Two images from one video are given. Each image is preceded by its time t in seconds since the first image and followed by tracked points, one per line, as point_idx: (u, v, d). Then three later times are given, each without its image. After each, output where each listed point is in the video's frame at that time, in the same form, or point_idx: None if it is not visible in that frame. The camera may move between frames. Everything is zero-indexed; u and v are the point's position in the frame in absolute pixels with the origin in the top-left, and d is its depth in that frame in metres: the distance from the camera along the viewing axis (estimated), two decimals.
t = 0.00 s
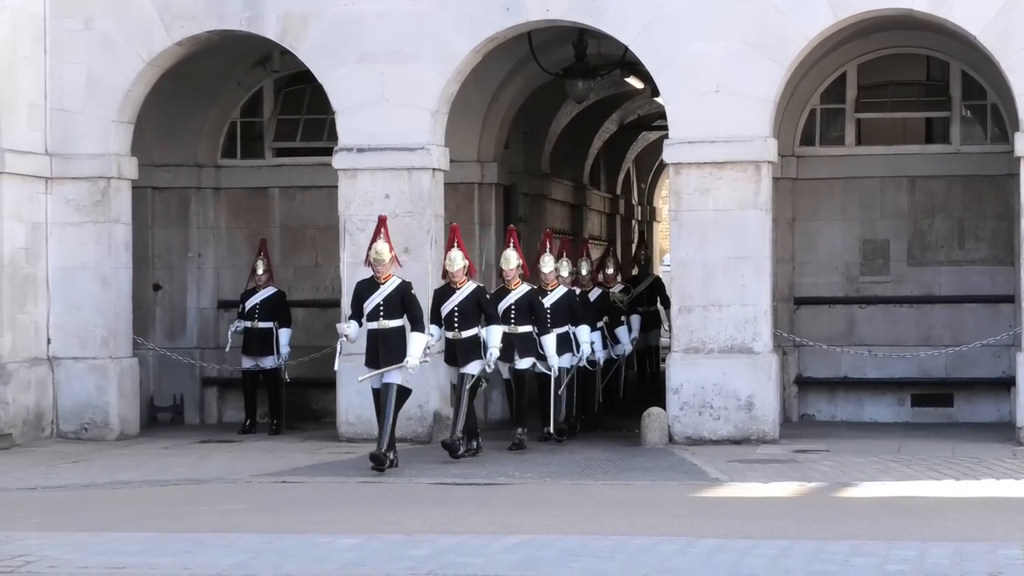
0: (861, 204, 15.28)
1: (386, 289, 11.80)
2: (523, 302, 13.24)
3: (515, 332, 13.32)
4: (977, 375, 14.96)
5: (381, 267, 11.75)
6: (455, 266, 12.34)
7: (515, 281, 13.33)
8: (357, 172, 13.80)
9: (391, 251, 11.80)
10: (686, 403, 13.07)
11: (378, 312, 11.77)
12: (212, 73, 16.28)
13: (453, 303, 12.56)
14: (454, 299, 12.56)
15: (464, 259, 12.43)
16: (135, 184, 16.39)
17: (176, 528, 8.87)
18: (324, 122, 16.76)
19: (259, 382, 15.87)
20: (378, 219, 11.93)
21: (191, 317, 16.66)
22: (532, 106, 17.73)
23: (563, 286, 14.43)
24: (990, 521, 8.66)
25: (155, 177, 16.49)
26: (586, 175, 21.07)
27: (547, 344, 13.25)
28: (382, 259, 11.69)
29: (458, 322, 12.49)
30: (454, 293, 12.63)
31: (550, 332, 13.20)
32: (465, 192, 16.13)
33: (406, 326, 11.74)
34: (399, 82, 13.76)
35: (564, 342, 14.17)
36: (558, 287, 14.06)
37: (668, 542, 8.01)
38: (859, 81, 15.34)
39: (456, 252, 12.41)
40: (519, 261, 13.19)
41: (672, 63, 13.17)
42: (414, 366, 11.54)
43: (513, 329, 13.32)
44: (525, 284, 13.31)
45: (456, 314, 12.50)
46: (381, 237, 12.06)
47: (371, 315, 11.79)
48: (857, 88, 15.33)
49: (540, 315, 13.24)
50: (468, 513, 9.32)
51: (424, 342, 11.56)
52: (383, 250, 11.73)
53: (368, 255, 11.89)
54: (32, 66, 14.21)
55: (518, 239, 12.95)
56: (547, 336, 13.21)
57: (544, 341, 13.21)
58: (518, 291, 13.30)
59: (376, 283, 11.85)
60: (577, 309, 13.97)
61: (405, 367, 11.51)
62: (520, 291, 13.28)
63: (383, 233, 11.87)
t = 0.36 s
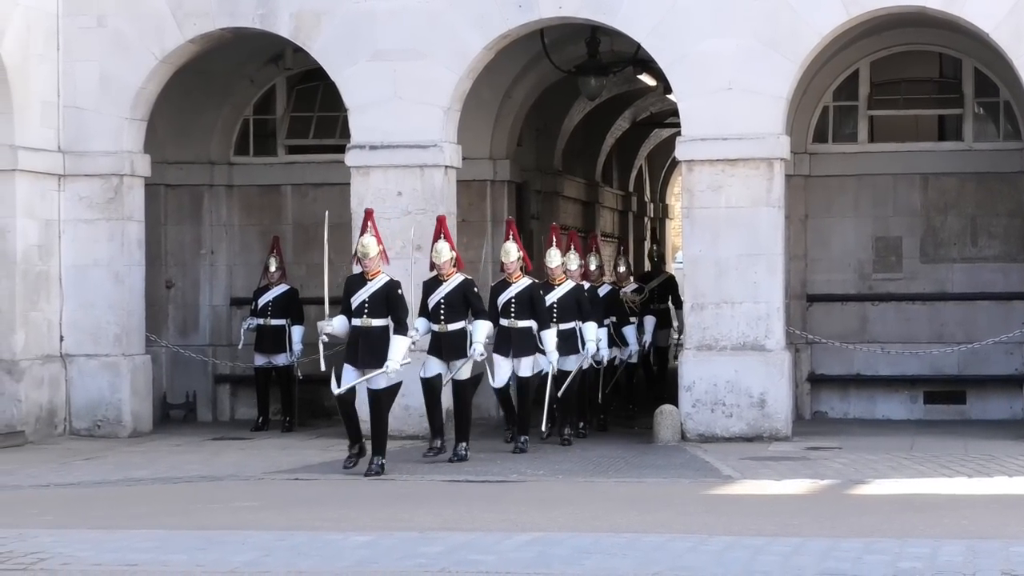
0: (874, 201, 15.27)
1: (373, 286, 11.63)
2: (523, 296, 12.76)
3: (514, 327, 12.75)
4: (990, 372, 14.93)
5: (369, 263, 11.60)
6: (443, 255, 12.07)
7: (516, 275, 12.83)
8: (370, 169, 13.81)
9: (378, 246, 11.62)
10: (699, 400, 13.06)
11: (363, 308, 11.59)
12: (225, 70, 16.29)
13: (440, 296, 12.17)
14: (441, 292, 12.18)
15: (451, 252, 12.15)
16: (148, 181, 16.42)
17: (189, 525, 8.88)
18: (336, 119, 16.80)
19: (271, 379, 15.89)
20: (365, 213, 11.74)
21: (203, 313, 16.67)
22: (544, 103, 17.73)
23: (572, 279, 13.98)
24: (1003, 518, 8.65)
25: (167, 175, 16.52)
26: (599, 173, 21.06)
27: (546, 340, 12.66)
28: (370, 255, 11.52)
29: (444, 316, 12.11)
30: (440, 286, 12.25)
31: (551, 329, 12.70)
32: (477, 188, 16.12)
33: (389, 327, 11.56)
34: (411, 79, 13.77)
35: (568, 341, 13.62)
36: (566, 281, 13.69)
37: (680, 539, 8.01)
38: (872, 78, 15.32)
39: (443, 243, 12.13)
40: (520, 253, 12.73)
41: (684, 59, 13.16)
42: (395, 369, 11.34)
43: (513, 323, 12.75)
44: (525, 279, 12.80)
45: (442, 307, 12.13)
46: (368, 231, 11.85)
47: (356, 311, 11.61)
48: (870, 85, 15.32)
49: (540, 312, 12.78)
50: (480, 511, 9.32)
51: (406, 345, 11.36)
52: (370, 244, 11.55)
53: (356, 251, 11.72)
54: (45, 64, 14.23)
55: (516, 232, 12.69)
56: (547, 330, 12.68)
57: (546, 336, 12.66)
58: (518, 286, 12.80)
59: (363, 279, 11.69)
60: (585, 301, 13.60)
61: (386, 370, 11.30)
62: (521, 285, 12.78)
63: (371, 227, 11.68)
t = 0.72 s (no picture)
0: (884, 199, 15.25)
1: (341, 289, 11.28)
2: (513, 301, 12.52)
3: (506, 333, 12.53)
4: (1001, 370, 14.93)
5: (336, 266, 11.25)
6: (421, 259, 11.68)
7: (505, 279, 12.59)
8: (380, 168, 13.81)
9: (346, 249, 11.29)
10: (709, 399, 13.06)
11: (335, 314, 11.25)
12: (235, 68, 16.29)
13: (416, 301, 11.84)
14: (417, 297, 11.84)
15: (429, 256, 11.79)
16: (158, 179, 16.46)
17: (199, 524, 8.88)
18: (346, 117, 16.80)
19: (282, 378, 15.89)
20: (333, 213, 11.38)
21: (214, 311, 16.68)
22: (554, 102, 17.72)
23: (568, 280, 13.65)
24: (1014, 517, 8.63)
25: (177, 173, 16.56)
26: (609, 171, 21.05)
27: (542, 345, 12.80)
28: (336, 258, 11.19)
29: (422, 320, 11.79)
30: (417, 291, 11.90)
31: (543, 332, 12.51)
32: (487, 187, 16.11)
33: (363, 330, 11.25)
34: (420, 78, 13.76)
35: (566, 344, 13.30)
36: (561, 284, 13.31)
37: (690, 537, 8.01)
38: (882, 76, 15.30)
39: (421, 247, 11.76)
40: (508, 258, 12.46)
41: (693, 58, 13.15)
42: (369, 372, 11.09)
43: (503, 329, 12.52)
44: (515, 283, 12.57)
45: (420, 312, 11.81)
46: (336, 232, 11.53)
47: (328, 317, 11.28)
48: (880, 83, 15.30)
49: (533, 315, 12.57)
50: (489, 509, 9.31)
51: (379, 346, 11.08)
52: (337, 247, 11.21)
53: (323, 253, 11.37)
54: (55, 62, 14.24)
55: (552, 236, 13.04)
56: (542, 336, 12.80)
57: (583, 328, 13.05)
58: (508, 290, 12.57)
59: (332, 282, 11.34)
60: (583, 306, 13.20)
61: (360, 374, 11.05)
62: (511, 289, 12.55)
63: (337, 228, 11.34)
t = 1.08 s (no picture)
0: (892, 199, 15.24)
1: (320, 287, 11.11)
2: (506, 301, 12.14)
3: (496, 333, 12.08)
4: (1009, 370, 14.91)
5: (313, 263, 11.06)
6: (404, 258, 11.31)
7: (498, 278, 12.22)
8: (388, 167, 13.81)
9: (323, 244, 11.08)
10: (717, 398, 13.06)
11: (312, 311, 11.08)
12: (244, 67, 16.30)
13: (400, 302, 11.43)
14: (400, 297, 11.44)
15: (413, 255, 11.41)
16: (167, 178, 16.45)
17: (207, 522, 8.89)
18: (354, 116, 16.80)
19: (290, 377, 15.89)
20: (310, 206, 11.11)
21: (222, 309, 16.71)
22: (563, 101, 17.71)
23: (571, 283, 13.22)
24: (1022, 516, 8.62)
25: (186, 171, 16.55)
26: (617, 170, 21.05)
27: (533, 348, 12.24)
28: (314, 253, 10.98)
29: (405, 321, 11.34)
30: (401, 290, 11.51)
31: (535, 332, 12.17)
32: (495, 186, 16.14)
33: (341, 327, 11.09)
34: (429, 76, 13.77)
35: (565, 346, 12.81)
36: (560, 285, 12.94)
37: (699, 537, 8.00)
38: (891, 76, 15.29)
39: (404, 245, 11.37)
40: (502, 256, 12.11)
41: (702, 57, 13.14)
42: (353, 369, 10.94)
43: (495, 329, 12.09)
44: (509, 282, 12.19)
45: (403, 312, 11.37)
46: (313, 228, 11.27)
47: (304, 314, 11.09)
48: (889, 83, 15.29)
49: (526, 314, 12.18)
50: (497, 509, 9.31)
51: (364, 340, 10.93)
52: (315, 242, 10.99)
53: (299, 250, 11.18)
54: (64, 60, 14.25)
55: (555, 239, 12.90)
56: (531, 339, 12.21)
57: (584, 331, 12.70)
58: (501, 290, 12.18)
59: (308, 279, 11.16)
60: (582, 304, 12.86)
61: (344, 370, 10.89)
62: (504, 289, 12.17)
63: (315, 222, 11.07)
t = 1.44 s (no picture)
0: (903, 197, 15.22)
1: (295, 274, 10.81)
2: (499, 294, 11.90)
3: (490, 326, 11.87)
4: (1020, 369, 14.89)
5: (290, 250, 10.76)
6: (386, 251, 11.10)
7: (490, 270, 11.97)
8: (398, 165, 13.81)
9: (299, 232, 10.79)
10: (727, 396, 13.05)
11: (286, 301, 10.80)
12: (254, 64, 16.30)
13: (382, 295, 11.17)
14: (383, 291, 11.18)
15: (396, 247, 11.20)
16: (178, 176, 16.49)
17: (218, 520, 8.89)
18: (364, 114, 16.78)
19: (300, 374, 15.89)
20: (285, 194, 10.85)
21: (233, 308, 16.62)
22: (573, 98, 17.70)
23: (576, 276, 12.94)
24: None
25: (196, 169, 16.57)
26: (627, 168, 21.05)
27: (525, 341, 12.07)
28: (290, 242, 10.70)
29: (388, 316, 11.12)
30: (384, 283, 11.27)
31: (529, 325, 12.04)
32: (505, 184, 16.15)
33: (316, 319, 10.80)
34: (439, 74, 13.76)
35: (571, 340, 12.59)
36: (567, 277, 12.65)
37: (709, 536, 8.00)
38: (902, 74, 15.27)
39: (388, 237, 11.18)
40: (493, 248, 11.87)
41: (713, 55, 13.14)
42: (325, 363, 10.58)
43: (488, 323, 11.87)
44: (502, 275, 11.96)
45: (385, 307, 11.13)
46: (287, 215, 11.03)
47: (278, 303, 10.82)
48: (900, 81, 15.27)
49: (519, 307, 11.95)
50: (508, 507, 9.31)
51: (336, 337, 10.56)
52: (290, 231, 10.72)
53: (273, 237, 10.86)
54: (74, 58, 14.26)
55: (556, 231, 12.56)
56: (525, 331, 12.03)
57: (586, 327, 12.51)
58: (494, 282, 11.94)
59: (284, 267, 10.86)
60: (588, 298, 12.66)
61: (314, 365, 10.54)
62: (497, 281, 11.93)
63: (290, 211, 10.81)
